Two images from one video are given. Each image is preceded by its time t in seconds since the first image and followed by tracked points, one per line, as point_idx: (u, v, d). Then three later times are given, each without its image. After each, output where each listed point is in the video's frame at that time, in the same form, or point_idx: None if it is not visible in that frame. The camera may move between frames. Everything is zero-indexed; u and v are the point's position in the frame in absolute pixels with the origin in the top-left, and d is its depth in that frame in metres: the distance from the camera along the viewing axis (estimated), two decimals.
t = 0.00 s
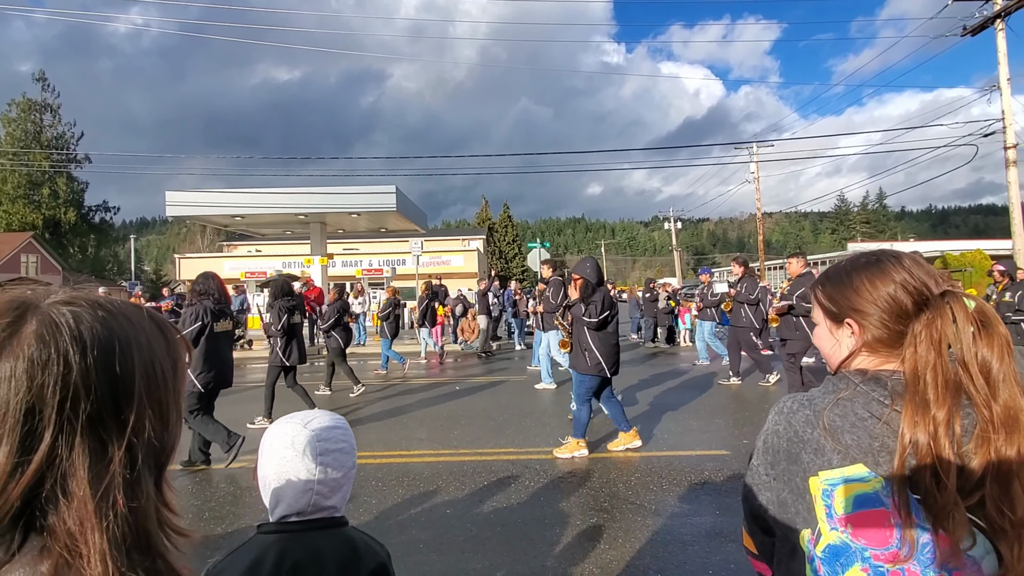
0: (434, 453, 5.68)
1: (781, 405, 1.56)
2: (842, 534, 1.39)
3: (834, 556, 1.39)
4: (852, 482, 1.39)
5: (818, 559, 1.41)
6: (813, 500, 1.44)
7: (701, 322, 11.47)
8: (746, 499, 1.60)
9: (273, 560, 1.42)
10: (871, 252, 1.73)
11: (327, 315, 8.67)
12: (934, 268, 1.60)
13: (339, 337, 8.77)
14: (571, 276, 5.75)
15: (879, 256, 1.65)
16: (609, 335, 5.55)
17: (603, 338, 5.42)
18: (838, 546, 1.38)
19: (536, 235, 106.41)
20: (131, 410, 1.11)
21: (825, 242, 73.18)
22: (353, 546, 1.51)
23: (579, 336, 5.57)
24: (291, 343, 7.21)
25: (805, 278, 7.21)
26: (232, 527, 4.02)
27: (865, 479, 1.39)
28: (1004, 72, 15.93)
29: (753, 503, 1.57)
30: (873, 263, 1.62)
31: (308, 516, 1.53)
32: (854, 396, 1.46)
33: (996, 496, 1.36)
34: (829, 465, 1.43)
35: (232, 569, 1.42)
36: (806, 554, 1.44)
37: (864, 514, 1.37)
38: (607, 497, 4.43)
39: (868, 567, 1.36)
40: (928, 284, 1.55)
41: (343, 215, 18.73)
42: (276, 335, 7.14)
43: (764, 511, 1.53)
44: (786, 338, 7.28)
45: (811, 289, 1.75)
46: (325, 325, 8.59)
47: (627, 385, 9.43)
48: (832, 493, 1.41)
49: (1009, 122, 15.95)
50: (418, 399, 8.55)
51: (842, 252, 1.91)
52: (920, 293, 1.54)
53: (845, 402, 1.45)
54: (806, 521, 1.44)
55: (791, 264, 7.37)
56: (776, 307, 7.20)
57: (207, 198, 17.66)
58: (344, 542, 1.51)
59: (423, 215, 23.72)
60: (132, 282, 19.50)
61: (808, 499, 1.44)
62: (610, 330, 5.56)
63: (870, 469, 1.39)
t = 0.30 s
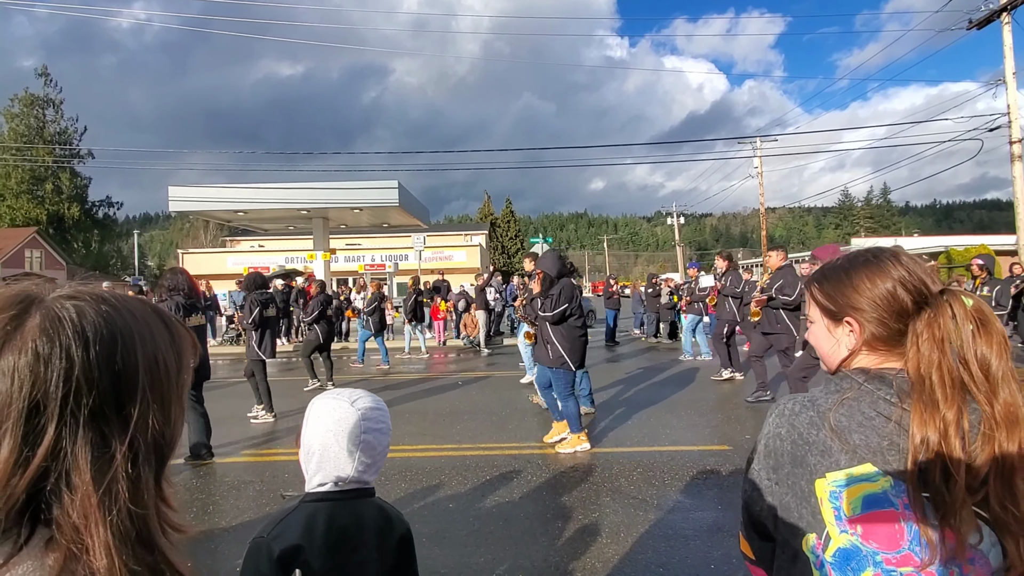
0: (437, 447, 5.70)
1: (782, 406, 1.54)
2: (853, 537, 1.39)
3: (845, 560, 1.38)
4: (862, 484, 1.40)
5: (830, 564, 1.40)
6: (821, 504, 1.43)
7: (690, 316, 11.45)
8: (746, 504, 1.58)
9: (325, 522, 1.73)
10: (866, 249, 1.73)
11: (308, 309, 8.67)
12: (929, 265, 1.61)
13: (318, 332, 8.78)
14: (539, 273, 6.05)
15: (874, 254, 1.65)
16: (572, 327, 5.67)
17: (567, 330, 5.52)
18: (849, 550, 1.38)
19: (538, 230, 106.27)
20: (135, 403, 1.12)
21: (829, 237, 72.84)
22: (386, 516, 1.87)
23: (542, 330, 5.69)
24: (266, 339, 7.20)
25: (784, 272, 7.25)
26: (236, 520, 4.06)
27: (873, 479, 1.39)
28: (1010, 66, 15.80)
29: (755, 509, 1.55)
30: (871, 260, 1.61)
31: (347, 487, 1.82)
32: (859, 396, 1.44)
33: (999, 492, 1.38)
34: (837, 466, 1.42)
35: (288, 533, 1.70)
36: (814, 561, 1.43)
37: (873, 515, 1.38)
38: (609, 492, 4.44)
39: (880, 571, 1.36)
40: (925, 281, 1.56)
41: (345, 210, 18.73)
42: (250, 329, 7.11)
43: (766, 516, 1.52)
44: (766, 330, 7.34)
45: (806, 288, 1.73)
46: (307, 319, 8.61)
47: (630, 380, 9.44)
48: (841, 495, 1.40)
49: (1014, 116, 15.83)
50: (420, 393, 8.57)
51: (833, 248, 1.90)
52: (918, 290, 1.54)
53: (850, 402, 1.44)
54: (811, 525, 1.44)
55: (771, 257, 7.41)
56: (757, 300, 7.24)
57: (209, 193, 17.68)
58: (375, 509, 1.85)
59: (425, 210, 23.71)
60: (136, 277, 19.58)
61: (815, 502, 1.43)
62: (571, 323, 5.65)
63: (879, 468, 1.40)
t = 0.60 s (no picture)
0: (442, 443, 5.73)
1: (787, 403, 1.54)
2: (864, 534, 1.38)
3: (857, 558, 1.38)
4: (872, 479, 1.39)
5: (840, 562, 1.40)
6: (830, 501, 1.43)
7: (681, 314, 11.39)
8: (755, 505, 1.59)
9: (363, 499, 1.75)
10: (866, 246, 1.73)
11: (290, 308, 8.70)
12: (932, 261, 1.59)
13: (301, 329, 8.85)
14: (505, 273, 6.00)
15: (875, 250, 1.65)
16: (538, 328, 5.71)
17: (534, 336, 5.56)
18: (861, 547, 1.38)
19: (544, 227, 106.17)
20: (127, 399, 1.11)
21: (838, 234, 72.19)
22: (417, 499, 1.89)
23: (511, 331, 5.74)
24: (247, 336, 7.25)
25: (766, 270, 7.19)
26: (244, 514, 4.11)
27: (881, 475, 1.39)
28: None
29: (764, 511, 1.55)
30: (871, 256, 1.61)
31: (385, 467, 1.87)
32: (864, 389, 1.44)
33: (1006, 485, 1.36)
34: (844, 463, 1.42)
35: (332, 505, 1.72)
36: (824, 560, 1.43)
37: (883, 512, 1.37)
38: (615, 488, 4.45)
39: (891, 569, 1.35)
40: (926, 278, 1.55)
41: (352, 206, 18.78)
42: (231, 327, 7.17)
43: (773, 518, 1.53)
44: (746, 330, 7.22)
45: (807, 283, 1.72)
46: (290, 317, 8.68)
47: (636, 377, 9.43)
48: (851, 491, 1.40)
49: None
50: (426, 389, 8.59)
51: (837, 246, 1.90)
52: (919, 286, 1.53)
53: (855, 396, 1.44)
54: (820, 525, 1.44)
55: (752, 256, 7.37)
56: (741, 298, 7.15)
57: (218, 189, 17.80)
58: (409, 492, 1.88)
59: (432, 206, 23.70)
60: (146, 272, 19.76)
61: (824, 501, 1.43)
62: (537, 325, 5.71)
63: (887, 463, 1.39)
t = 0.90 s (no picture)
0: (448, 440, 5.75)
1: (794, 402, 1.55)
2: (871, 535, 1.38)
3: (863, 559, 1.38)
4: (880, 479, 1.39)
5: (848, 562, 1.40)
6: (837, 500, 1.43)
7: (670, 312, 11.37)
8: (759, 505, 1.60)
9: (383, 490, 1.77)
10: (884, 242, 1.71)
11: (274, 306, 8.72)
12: (947, 259, 1.57)
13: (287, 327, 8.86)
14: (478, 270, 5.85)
15: (890, 246, 1.63)
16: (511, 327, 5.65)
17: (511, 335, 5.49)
18: (868, 548, 1.38)
19: (550, 224, 106.06)
20: (98, 382, 0.97)
21: (846, 231, 71.63)
22: (432, 494, 1.91)
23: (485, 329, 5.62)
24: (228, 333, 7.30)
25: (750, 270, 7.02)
26: (251, 509, 4.15)
27: (889, 475, 1.38)
28: None
29: (767, 511, 1.57)
30: (884, 253, 1.60)
31: (402, 460, 1.88)
32: (872, 389, 1.43)
33: (1017, 488, 1.34)
34: (851, 462, 1.41)
35: (352, 497, 1.72)
36: (831, 561, 1.43)
37: (892, 511, 1.37)
38: (620, 486, 4.45)
39: (899, 569, 1.35)
40: (940, 276, 1.53)
41: (358, 204, 18.83)
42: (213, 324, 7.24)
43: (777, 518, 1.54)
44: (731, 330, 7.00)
45: (820, 280, 1.72)
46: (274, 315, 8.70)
47: (642, 374, 9.42)
48: (858, 491, 1.40)
49: None
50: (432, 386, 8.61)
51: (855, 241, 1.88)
52: (933, 285, 1.51)
53: (865, 396, 1.43)
54: (827, 525, 1.44)
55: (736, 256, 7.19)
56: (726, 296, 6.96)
57: (224, 188, 17.92)
58: (424, 487, 1.90)
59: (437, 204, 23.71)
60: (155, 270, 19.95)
61: (831, 500, 1.43)
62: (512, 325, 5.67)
63: (896, 463, 1.38)
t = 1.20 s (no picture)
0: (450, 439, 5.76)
1: (799, 397, 1.55)
2: (868, 533, 1.38)
3: (860, 555, 1.38)
4: (879, 477, 1.38)
5: (843, 558, 1.41)
6: (836, 496, 1.44)
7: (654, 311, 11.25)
8: (760, 499, 1.63)
9: (392, 493, 1.78)
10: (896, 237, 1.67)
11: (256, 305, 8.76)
12: (944, 258, 1.52)
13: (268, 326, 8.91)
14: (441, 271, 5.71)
15: (889, 245, 1.62)
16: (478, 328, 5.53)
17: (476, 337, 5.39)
18: (864, 545, 1.38)
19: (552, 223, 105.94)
20: (109, 379, 0.98)
21: (849, 229, 71.31)
22: (440, 495, 1.91)
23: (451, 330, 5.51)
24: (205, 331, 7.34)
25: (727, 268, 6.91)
26: (255, 507, 4.16)
27: (888, 474, 1.37)
28: None
29: (767, 505, 1.60)
30: (876, 253, 1.60)
31: (409, 461, 1.88)
32: (875, 387, 1.43)
33: None
34: (851, 460, 1.42)
35: (362, 501, 1.73)
36: (828, 556, 1.44)
37: (890, 510, 1.36)
38: (623, 484, 4.45)
39: (895, 568, 1.35)
40: (929, 277, 1.50)
41: (360, 203, 18.84)
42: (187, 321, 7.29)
43: (778, 513, 1.57)
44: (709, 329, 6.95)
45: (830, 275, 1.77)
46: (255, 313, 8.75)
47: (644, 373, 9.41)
48: (856, 489, 1.40)
49: None
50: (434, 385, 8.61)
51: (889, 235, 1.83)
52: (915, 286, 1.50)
53: (866, 393, 1.43)
54: (826, 520, 1.46)
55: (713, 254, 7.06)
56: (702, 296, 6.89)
57: (227, 187, 17.95)
58: (432, 487, 1.91)
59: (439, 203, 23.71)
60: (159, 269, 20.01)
61: (829, 497, 1.44)
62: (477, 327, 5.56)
63: (895, 462, 1.38)
